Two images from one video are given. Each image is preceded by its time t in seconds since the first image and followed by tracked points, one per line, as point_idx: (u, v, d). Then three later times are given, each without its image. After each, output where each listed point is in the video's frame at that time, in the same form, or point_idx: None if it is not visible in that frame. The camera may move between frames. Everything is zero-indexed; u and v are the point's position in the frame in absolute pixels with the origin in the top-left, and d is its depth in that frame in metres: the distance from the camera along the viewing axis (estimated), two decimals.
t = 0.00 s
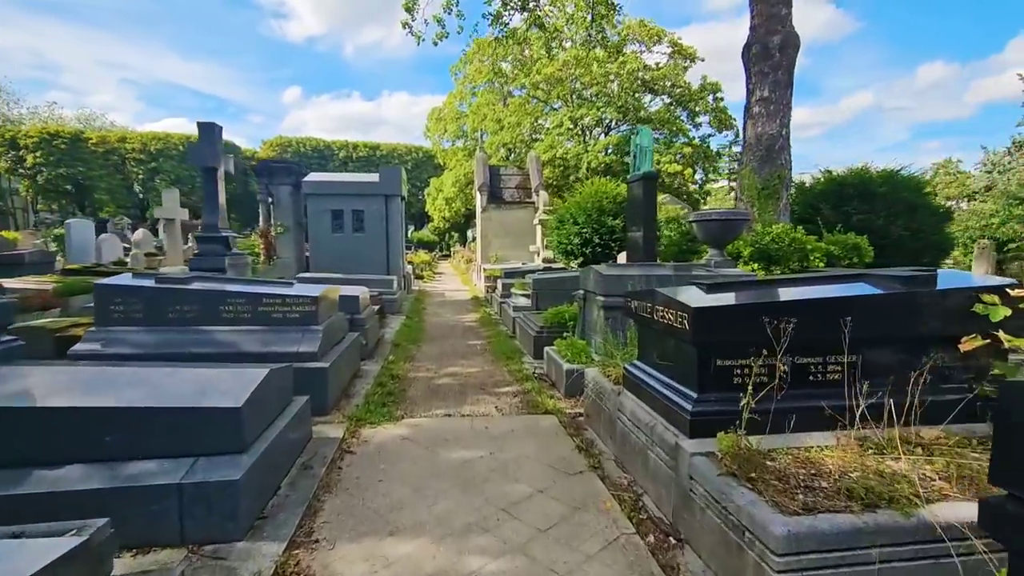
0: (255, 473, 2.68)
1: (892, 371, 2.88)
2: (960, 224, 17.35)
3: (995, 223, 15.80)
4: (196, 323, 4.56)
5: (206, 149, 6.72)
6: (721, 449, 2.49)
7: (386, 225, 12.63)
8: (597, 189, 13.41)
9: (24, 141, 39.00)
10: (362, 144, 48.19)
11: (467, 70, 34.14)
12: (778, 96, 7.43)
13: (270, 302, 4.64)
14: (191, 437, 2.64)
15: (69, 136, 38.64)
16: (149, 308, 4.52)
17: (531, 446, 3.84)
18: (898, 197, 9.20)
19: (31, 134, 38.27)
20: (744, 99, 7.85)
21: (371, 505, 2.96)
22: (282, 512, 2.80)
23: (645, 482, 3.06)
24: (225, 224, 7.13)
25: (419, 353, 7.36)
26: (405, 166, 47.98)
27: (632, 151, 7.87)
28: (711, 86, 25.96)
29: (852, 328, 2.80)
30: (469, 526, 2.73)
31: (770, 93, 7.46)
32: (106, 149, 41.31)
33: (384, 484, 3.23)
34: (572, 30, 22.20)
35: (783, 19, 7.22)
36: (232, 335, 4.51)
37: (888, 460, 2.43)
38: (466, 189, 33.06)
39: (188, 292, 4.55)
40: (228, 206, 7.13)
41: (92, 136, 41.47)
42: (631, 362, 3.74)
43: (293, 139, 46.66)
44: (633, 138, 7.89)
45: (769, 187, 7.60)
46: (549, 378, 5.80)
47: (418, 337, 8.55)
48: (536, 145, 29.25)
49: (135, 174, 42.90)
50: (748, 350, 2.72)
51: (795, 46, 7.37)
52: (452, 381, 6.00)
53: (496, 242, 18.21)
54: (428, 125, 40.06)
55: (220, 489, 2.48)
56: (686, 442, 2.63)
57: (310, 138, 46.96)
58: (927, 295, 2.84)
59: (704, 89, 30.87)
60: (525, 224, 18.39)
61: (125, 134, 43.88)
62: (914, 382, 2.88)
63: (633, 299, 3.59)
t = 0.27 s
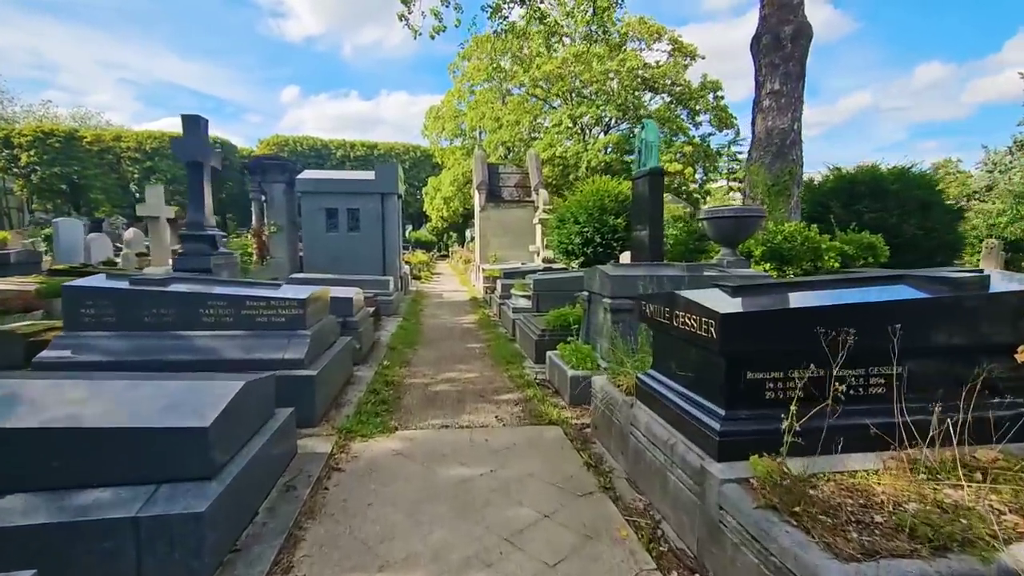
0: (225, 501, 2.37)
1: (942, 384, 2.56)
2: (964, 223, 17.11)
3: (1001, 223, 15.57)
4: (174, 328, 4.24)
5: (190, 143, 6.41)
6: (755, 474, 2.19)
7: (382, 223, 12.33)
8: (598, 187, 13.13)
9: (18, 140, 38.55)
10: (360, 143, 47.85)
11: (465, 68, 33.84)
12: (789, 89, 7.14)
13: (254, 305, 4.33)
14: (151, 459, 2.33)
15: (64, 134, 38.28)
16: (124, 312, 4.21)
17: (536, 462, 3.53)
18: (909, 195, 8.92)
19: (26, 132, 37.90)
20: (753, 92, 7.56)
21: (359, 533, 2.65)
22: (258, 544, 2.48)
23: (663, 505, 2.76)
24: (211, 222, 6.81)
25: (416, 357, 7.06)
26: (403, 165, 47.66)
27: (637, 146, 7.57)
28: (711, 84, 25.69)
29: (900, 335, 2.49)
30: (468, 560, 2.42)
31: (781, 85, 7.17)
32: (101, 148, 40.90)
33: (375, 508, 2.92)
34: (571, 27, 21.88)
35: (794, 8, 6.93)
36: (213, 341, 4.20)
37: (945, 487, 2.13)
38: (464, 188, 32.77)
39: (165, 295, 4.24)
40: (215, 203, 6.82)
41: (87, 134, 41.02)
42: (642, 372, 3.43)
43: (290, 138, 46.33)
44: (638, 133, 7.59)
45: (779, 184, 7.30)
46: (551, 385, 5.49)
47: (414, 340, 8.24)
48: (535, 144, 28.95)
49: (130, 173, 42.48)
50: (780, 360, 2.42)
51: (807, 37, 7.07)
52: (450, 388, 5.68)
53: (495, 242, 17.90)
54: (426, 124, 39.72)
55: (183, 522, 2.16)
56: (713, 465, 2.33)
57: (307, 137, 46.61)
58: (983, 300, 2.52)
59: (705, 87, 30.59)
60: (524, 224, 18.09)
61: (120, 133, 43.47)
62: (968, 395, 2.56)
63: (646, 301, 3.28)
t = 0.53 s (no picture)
0: (193, 541, 2.07)
1: (1009, 406, 2.26)
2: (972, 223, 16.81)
3: (1010, 223, 15.29)
4: (153, 337, 3.94)
5: (177, 138, 6.03)
6: (807, 515, 1.89)
7: (380, 223, 12.03)
8: (601, 186, 12.84)
9: (12, 139, 38.13)
10: (358, 142, 47.48)
11: (464, 67, 33.53)
12: (803, 84, 6.86)
13: (240, 311, 4.02)
14: (113, 491, 2.06)
15: (60, 134, 37.93)
16: (99, 320, 3.90)
17: (545, 485, 3.23)
18: (924, 194, 8.64)
19: (21, 131, 37.54)
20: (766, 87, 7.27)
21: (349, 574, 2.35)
22: None
23: (691, 540, 2.47)
24: (199, 222, 6.49)
25: (414, 364, 6.76)
26: (402, 164, 47.34)
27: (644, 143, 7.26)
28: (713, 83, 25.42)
29: (965, 352, 2.19)
30: None
31: (795, 80, 6.88)
32: (97, 147, 40.50)
33: (368, 541, 2.62)
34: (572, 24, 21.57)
35: None
36: (194, 350, 3.89)
37: None
38: (464, 188, 32.42)
39: (143, 301, 3.93)
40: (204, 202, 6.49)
41: (83, 133, 40.60)
42: (663, 387, 3.13)
43: (288, 137, 45.96)
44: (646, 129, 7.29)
45: (793, 183, 7.00)
46: (558, 394, 5.20)
47: (412, 345, 7.93)
48: (535, 143, 28.64)
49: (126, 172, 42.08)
50: (829, 381, 2.13)
51: (823, 29, 6.78)
52: (451, 397, 5.38)
53: (495, 242, 17.60)
54: (425, 123, 39.38)
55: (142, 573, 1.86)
56: (755, 501, 2.03)
57: (305, 136, 46.24)
58: None
59: (706, 85, 30.31)
60: (525, 224, 17.78)
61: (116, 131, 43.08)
62: None
63: (665, 310, 2.99)
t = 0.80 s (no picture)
0: None
1: None
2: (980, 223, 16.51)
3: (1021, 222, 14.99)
4: (131, 342, 3.63)
5: (165, 130, 5.72)
6: (884, 558, 1.59)
7: (379, 221, 11.73)
8: (605, 184, 12.54)
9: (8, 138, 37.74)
10: (357, 142, 47.13)
11: (464, 65, 33.22)
12: (821, 75, 6.56)
13: (226, 314, 3.72)
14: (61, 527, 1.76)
15: (57, 132, 37.62)
16: (72, 323, 3.59)
17: (560, 508, 2.92)
18: (941, 191, 8.36)
19: (18, 130, 37.23)
20: (780, 78, 6.98)
21: None
22: None
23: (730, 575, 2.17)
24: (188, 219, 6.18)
25: (414, 367, 6.46)
26: (401, 164, 47.04)
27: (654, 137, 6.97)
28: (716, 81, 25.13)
29: None
30: None
31: (812, 71, 6.58)
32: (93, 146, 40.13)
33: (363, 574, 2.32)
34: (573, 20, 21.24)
35: None
36: (175, 356, 3.58)
37: None
38: (464, 187, 32.08)
39: (121, 302, 3.62)
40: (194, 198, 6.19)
41: (79, 132, 40.22)
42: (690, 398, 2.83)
43: (286, 136, 45.58)
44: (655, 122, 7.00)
45: (810, 178, 6.70)
46: (567, 401, 4.91)
47: (412, 347, 7.62)
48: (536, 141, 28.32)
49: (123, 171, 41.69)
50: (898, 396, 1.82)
51: (841, 17, 6.50)
52: (453, 403, 5.07)
53: (496, 242, 17.30)
54: (424, 122, 39.05)
55: None
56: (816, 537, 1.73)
57: (304, 135, 45.88)
58: None
59: (709, 84, 30.03)
60: (526, 223, 17.50)
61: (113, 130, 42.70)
62: None
63: (692, 311, 2.67)
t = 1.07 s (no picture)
0: None
1: None
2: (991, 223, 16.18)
3: None
4: (104, 352, 3.32)
5: (149, 125, 5.38)
6: None
7: (377, 221, 11.44)
8: (609, 183, 12.24)
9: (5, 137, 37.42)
10: (357, 141, 46.79)
11: (464, 63, 32.89)
12: (840, 67, 6.27)
13: (207, 321, 3.41)
14: None
15: (54, 131, 37.31)
16: (40, 331, 3.29)
17: (576, 540, 2.62)
18: (960, 189, 8.06)
19: (14, 129, 36.89)
20: (796, 71, 6.67)
21: None
22: None
23: None
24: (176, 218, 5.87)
25: (413, 374, 6.15)
26: (400, 163, 46.70)
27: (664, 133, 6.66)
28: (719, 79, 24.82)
29: None
30: None
31: (831, 63, 6.28)
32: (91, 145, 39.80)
33: None
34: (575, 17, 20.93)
35: None
36: (152, 368, 3.26)
37: None
38: (464, 186, 31.74)
39: (94, 309, 3.32)
40: (181, 196, 5.88)
41: (76, 131, 39.89)
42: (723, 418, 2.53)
43: (285, 135, 45.25)
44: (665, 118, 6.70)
45: (828, 175, 6.39)
46: (576, 412, 4.61)
47: (412, 352, 7.32)
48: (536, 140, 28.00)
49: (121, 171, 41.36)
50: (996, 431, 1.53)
51: (861, 7, 6.20)
52: (455, 415, 4.78)
53: (497, 242, 16.99)
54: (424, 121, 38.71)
55: None
56: None
57: (303, 135, 45.54)
58: None
59: (711, 82, 29.72)
60: (528, 223, 17.18)
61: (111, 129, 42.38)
62: None
63: (727, 323, 2.37)
